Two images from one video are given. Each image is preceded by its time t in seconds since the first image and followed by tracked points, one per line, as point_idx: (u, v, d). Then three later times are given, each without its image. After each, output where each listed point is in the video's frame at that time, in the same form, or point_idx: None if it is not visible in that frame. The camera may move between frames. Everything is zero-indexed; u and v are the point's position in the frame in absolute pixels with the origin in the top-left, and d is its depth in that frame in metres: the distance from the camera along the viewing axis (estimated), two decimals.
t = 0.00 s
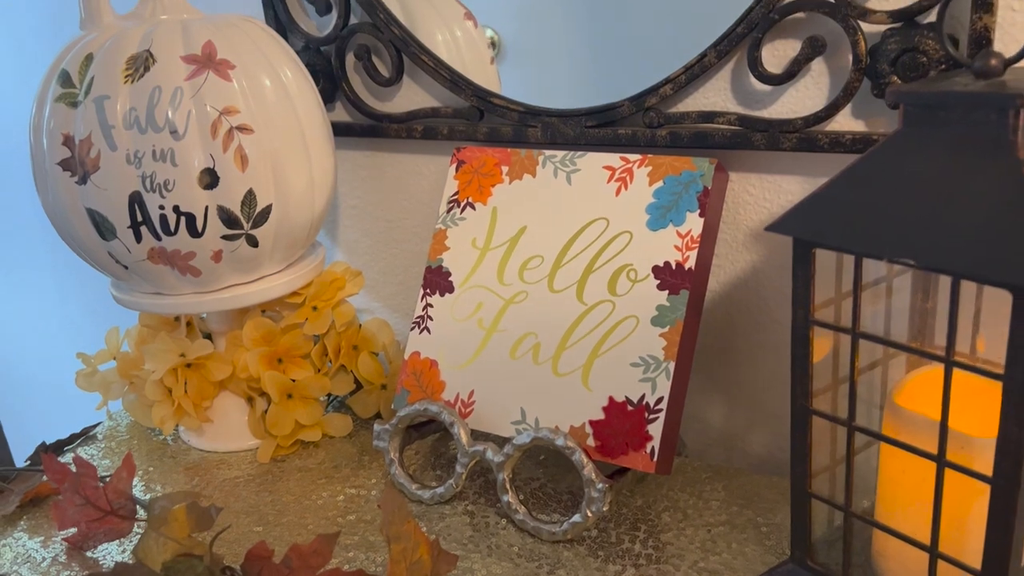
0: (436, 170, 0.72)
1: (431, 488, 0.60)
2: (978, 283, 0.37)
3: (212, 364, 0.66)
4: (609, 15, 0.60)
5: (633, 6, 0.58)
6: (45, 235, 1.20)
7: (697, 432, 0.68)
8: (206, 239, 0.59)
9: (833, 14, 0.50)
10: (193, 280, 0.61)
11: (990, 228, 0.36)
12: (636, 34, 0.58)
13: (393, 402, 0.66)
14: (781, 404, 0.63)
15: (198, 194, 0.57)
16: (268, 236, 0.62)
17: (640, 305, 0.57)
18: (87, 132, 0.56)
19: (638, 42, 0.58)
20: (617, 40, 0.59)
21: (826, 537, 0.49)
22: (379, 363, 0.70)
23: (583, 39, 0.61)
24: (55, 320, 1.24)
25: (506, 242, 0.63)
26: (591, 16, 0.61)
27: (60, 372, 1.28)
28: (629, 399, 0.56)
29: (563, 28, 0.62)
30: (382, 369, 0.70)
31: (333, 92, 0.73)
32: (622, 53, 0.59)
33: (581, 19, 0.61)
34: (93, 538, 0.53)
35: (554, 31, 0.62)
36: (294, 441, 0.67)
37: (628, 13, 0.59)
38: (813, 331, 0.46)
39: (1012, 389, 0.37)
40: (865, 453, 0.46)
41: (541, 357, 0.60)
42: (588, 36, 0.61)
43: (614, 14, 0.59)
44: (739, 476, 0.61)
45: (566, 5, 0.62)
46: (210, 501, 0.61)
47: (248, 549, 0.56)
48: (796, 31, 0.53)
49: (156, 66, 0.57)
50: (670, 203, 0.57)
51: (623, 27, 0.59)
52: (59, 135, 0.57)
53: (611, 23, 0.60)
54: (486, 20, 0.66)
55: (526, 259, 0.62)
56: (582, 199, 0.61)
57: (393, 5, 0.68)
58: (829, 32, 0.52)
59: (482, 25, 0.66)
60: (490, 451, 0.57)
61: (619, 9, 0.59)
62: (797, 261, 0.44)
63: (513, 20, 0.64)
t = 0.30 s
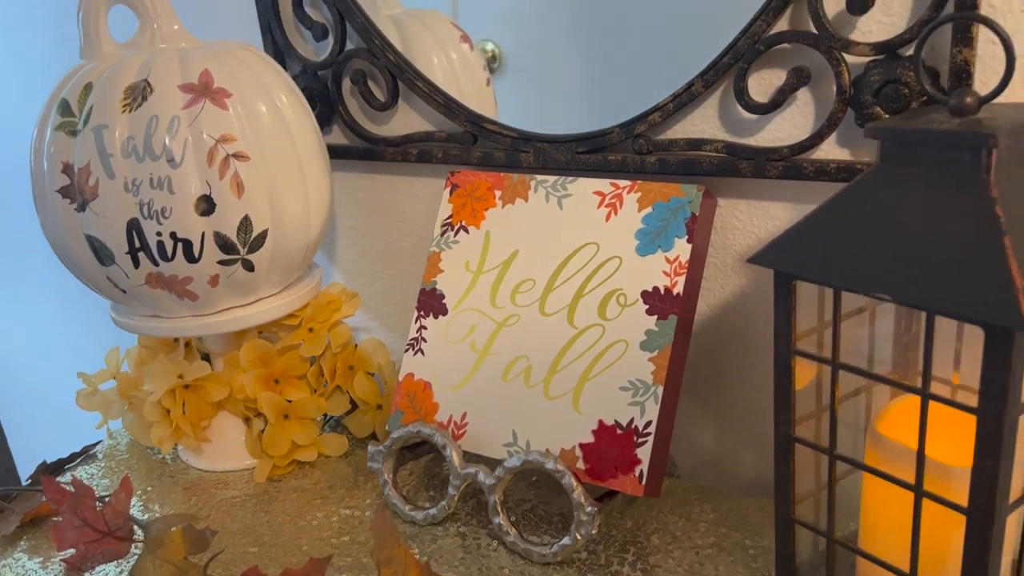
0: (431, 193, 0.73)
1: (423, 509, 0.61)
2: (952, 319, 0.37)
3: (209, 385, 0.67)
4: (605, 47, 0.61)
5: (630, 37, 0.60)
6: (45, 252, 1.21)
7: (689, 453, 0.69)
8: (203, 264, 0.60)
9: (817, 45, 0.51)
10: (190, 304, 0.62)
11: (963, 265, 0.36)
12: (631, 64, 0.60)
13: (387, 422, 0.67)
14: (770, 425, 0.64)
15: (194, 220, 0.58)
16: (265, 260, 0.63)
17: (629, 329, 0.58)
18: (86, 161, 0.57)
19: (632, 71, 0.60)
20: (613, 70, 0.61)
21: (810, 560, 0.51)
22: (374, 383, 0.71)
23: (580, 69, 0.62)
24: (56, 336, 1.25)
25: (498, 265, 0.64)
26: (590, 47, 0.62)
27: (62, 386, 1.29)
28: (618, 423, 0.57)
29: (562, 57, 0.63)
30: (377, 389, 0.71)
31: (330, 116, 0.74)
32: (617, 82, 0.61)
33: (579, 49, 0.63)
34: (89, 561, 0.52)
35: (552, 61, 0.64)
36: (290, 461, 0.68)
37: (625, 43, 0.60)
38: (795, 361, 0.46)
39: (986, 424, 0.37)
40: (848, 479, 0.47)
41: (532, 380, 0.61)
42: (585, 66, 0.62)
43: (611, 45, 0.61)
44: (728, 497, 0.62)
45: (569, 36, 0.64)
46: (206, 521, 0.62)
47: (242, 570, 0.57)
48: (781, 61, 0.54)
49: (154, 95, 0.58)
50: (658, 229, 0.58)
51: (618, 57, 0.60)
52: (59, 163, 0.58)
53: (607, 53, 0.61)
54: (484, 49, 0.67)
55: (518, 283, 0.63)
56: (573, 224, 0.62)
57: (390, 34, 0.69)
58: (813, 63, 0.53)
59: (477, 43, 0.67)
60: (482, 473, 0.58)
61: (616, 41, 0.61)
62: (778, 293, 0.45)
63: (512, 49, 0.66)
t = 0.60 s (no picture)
0: (430, 213, 0.75)
1: (421, 526, 0.62)
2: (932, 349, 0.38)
3: (211, 403, 0.68)
4: (610, 74, 0.63)
5: (632, 65, 0.62)
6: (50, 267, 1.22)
7: (683, 469, 0.70)
8: (205, 286, 0.61)
9: (804, 74, 0.52)
10: (193, 324, 0.64)
11: (941, 298, 0.37)
12: (631, 90, 0.61)
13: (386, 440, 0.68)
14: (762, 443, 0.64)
15: (196, 243, 0.59)
16: (265, 281, 0.64)
17: (622, 350, 0.59)
18: (90, 186, 0.59)
19: (631, 97, 0.61)
20: (614, 96, 0.62)
21: None
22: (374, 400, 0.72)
23: (583, 94, 0.64)
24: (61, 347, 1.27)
25: (495, 285, 0.65)
26: (594, 74, 0.64)
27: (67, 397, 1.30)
28: (611, 442, 0.58)
29: (568, 84, 0.65)
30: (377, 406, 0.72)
31: (331, 137, 0.76)
32: (616, 107, 0.62)
33: (584, 76, 0.65)
34: None
35: (557, 86, 0.66)
36: (290, 477, 0.69)
37: (627, 71, 0.62)
38: (782, 386, 0.47)
39: (965, 453, 0.38)
40: (832, 502, 0.49)
41: (528, 400, 0.61)
42: (588, 92, 0.64)
43: (615, 71, 0.63)
44: (720, 515, 0.63)
45: (575, 63, 0.66)
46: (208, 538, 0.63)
47: None
48: (772, 88, 0.55)
49: (157, 121, 0.59)
50: (651, 252, 0.59)
51: (620, 83, 0.62)
52: (64, 188, 0.60)
53: (610, 80, 0.63)
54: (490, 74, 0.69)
55: (514, 303, 0.64)
56: (568, 245, 0.63)
57: (390, 59, 0.71)
58: (802, 90, 0.54)
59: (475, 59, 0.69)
60: (478, 492, 0.59)
61: (620, 67, 0.63)
62: (765, 320, 0.46)
63: (519, 75, 0.68)
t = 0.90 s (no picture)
0: (430, 229, 0.76)
1: (421, 540, 0.63)
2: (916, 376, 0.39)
3: (215, 417, 0.69)
4: (606, 96, 0.64)
5: (628, 88, 0.63)
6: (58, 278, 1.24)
7: (681, 483, 0.71)
8: (208, 304, 0.62)
9: (796, 99, 0.53)
10: (197, 341, 0.65)
11: (924, 326, 0.38)
12: (628, 112, 0.62)
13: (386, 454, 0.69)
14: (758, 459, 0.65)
15: (201, 263, 0.61)
16: (268, 298, 0.65)
17: (618, 368, 0.60)
18: (96, 207, 0.60)
19: (628, 119, 0.62)
20: (612, 117, 0.64)
21: None
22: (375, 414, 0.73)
23: (582, 116, 0.65)
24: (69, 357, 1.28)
25: (493, 302, 0.66)
26: (592, 96, 0.65)
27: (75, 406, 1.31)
28: (607, 459, 0.59)
29: (566, 105, 0.66)
30: (378, 420, 0.73)
31: (333, 154, 0.77)
32: (615, 129, 0.63)
33: (582, 98, 0.66)
34: None
35: (556, 107, 0.67)
36: (292, 490, 0.70)
37: (624, 93, 0.63)
38: (773, 407, 0.48)
39: (949, 478, 0.39)
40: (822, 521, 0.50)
41: (525, 417, 0.62)
42: (587, 113, 0.65)
43: (612, 94, 0.64)
44: (715, 530, 0.64)
45: (574, 84, 0.67)
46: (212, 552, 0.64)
47: None
48: (766, 110, 0.56)
49: (161, 143, 0.60)
50: (647, 271, 0.60)
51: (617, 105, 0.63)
52: (71, 208, 0.61)
53: (607, 102, 0.64)
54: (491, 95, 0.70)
55: (512, 320, 0.65)
56: (566, 264, 0.64)
57: (391, 79, 0.72)
58: (794, 114, 0.55)
59: (472, 72, 0.71)
60: (476, 507, 0.60)
61: (616, 90, 0.64)
62: (755, 343, 0.47)
63: (518, 96, 0.69)
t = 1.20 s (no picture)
0: (432, 245, 0.77)
1: (421, 554, 0.64)
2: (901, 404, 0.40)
3: (220, 432, 0.70)
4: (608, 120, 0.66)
5: (629, 104, 0.65)
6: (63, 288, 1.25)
7: (678, 497, 0.71)
8: (213, 323, 0.63)
9: (790, 124, 0.54)
10: (202, 358, 0.66)
11: (909, 355, 0.39)
12: (629, 135, 0.64)
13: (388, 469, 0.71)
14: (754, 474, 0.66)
15: (206, 282, 0.62)
16: (272, 316, 0.66)
17: (615, 386, 0.61)
18: (104, 228, 0.61)
19: (628, 142, 0.64)
20: (613, 140, 0.65)
21: None
22: (377, 428, 0.74)
23: (584, 139, 0.67)
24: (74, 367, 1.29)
25: (493, 320, 0.67)
26: (594, 119, 0.67)
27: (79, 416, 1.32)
28: (605, 476, 0.60)
29: (568, 121, 0.68)
30: (380, 434, 0.74)
31: (336, 171, 0.78)
32: (615, 151, 0.64)
33: (584, 123, 0.67)
34: None
35: (558, 130, 0.68)
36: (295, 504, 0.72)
37: (625, 109, 0.65)
38: (765, 429, 0.49)
39: (934, 504, 0.40)
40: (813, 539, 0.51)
41: (524, 433, 0.63)
42: (589, 137, 0.67)
43: (613, 118, 0.65)
44: (712, 545, 0.65)
45: (575, 97, 0.68)
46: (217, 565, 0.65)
47: None
48: (760, 135, 0.57)
49: (168, 165, 0.61)
50: (643, 291, 0.61)
51: (619, 129, 0.65)
52: (79, 229, 0.62)
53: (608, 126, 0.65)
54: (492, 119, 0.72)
55: (511, 337, 0.66)
56: (564, 283, 0.65)
57: (394, 99, 0.73)
58: (787, 139, 0.56)
59: (472, 81, 0.72)
60: (476, 522, 0.61)
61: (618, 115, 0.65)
62: (747, 367, 0.48)
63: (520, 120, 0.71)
